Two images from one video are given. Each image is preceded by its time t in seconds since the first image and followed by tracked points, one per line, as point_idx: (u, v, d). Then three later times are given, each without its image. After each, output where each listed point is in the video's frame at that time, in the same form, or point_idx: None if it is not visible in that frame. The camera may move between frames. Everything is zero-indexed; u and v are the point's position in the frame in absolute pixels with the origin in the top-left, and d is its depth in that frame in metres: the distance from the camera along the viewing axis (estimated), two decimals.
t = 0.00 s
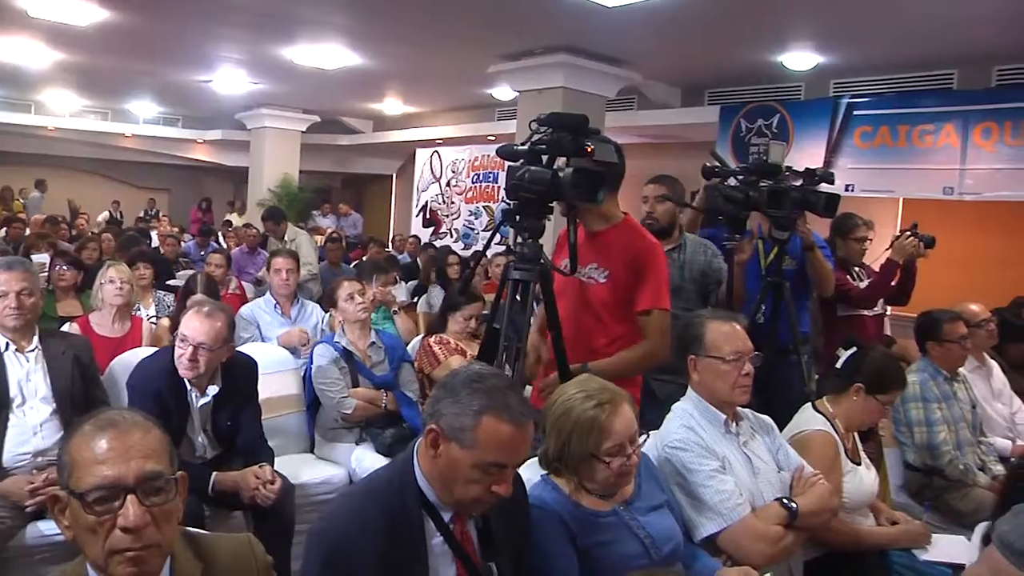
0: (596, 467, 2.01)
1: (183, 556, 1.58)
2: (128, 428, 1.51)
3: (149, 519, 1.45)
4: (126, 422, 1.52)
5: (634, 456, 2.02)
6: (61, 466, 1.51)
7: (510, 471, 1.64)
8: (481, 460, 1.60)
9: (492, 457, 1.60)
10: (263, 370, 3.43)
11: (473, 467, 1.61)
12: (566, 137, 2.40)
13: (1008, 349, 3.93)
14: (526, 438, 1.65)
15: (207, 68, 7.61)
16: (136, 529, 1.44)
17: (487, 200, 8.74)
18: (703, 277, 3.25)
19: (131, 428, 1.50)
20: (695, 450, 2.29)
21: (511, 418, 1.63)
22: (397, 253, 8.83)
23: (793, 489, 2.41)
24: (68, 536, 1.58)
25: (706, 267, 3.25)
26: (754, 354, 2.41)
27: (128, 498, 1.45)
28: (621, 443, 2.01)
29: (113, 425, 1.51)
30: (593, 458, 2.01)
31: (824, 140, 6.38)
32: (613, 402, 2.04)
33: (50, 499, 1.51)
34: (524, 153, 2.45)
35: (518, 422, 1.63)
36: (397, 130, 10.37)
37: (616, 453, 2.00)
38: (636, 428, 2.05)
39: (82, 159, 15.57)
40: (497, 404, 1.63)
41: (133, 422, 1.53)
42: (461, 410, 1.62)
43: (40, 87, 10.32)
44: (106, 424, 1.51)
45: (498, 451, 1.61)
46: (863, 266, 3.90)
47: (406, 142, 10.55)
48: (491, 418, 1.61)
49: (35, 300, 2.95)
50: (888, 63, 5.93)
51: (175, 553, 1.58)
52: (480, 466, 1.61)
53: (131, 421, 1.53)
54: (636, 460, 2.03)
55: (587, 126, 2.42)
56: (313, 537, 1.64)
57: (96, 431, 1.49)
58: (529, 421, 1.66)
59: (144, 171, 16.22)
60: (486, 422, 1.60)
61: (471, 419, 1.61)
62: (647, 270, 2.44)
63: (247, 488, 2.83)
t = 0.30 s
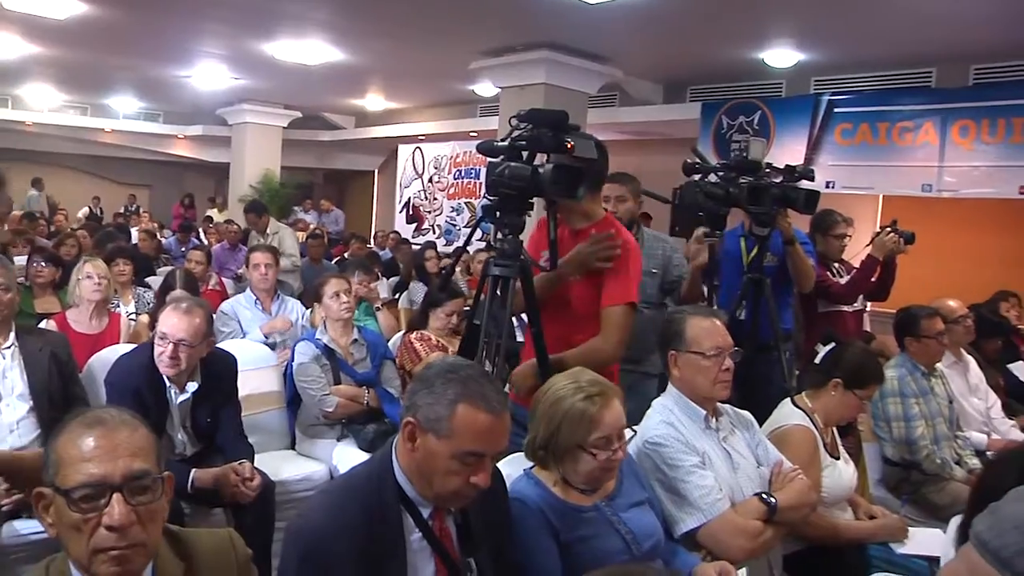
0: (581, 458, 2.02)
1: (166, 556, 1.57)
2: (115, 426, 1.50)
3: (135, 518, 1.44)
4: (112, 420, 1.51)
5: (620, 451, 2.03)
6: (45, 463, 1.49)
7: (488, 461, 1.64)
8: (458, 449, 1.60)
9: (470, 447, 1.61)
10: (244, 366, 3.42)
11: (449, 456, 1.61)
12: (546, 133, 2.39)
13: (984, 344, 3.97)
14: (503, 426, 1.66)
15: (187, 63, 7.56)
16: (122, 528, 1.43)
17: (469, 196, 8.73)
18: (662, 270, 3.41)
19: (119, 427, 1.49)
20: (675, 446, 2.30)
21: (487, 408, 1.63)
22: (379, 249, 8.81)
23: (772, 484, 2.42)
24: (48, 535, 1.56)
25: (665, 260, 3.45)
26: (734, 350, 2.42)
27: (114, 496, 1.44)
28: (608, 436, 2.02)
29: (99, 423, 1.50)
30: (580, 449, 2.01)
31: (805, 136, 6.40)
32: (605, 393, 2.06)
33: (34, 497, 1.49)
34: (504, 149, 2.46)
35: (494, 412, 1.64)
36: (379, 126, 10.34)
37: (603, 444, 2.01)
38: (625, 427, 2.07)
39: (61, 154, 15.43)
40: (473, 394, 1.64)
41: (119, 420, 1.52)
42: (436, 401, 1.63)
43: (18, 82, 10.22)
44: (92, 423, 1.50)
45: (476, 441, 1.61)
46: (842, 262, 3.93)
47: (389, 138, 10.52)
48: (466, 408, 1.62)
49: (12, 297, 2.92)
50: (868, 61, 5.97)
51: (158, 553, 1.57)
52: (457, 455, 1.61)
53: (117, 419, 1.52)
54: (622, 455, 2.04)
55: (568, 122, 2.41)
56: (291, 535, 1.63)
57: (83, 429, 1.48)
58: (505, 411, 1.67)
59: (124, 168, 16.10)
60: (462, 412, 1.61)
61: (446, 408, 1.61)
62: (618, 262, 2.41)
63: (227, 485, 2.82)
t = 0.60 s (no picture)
0: (566, 451, 2.02)
1: (143, 554, 1.55)
2: (91, 422, 1.49)
3: (111, 514, 1.43)
4: (89, 417, 1.50)
5: (604, 446, 2.04)
6: (20, 462, 1.48)
7: (462, 441, 1.65)
8: (429, 428, 1.62)
9: (442, 423, 1.62)
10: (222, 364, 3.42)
11: (422, 438, 1.62)
12: (525, 129, 2.41)
13: (961, 338, 4.01)
14: (473, 406, 1.69)
15: (166, 59, 7.49)
16: (98, 524, 1.42)
17: (451, 193, 8.73)
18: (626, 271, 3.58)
19: (95, 424, 1.48)
20: (655, 441, 2.31)
21: (453, 384, 1.67)
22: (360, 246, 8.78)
23: (752, 479, 2.43)
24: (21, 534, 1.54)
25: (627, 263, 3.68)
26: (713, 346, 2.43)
27: (90, 492, 1.43)
28: (595, 431, 2.03)
29: (76, 420, 1.49)
30: (566, 442, 2.01)
31: (785, 133, 6.44)
32: (593, 388, 2.08)
33: (8, 495, 1.47)
34: (483, 145, 2.47)
35: (458, 385, 1.67)
36: (360, 123, 10.31)
37: (589, 438, 2.02)
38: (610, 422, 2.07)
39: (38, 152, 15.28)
40: (437, 372, 1.68)
41: (96, 418, 1.51)
42: (404, 387, 1.66)
43: None
44: (68, 421, 1.49)
45: (447, 417, 1.63)
46: (823, 259, 3.95)
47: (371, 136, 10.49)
48: (432, 386, 1.65)
49: None
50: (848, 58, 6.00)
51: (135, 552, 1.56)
52: (431, 434, 1.62)
53: (93, 417, 1.51)
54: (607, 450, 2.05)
55: (547, 119, 2.42)
56: (268, 535, 1.62)
57: (60, 427, 1.47)
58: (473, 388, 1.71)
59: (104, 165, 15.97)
60: (428, 390, 1.64)
61: (412, 388, 1.65)
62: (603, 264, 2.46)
63: (207, 484, 2.78)
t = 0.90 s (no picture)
0: (546, 447, 2.02)
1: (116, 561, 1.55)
2: (60, 429, 1.48)
3: (82, 521, 1.42)
4: (58, 424, 1.49)
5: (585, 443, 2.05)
6: None
7: (420, 425, 1.67)
8: (385, 412, 1.64)
9: (398, 405, 1.65)
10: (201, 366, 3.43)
11: (381, 424, 1.64)
12: (501, 129, 2.42)
13: (935, 333, 4.04)
14: (427, 383, 1.71)
15: (143, 58, 7.43)
16: (68, 531, 1.41)
17: (430, 192, 8.73)
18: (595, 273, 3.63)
19: (64, 431, 1.47)
20: (632, 439, 2.32)
21: (406, 366, 1.71)
22: (340, 246, 8.76)
23: (729, 475, 2.45)
24: None
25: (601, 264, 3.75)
26: (689, 343, 2.44)
27: (60, 500, 1.42)
28: (575, 427, 2.04)
29: (45, 426, 1.48)
30: (546, 438, 2.02)
31: (763, 130, 6.48)
32: (575, 384, 2.09)
33: None
34: (460, 145, 2.47)
35: (411, 371, 1.70)
36: (338, 123, 10.28)
37: (571, 434, 2.03)
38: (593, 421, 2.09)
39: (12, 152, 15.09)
40: (389, 358, 1.72)
41: (65, 425, 1.50)
42: (357, 378, 1.70)
43: None
44: (37, 428, 1.48)
45: (402, 399, 1.66)
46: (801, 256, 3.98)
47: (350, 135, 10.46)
48: (387, 373, 1.68)
49: None
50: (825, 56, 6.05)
51: (108, 559, 1.55)
52: (388, 418, 1.64)
53: (62, 423, 1.50)
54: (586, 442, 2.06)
55: (522, 118, 2.44)
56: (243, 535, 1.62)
57: (29, 434, 1.46)
58: (421, 366, 1.73)
59: (79, 165, 15.80)
60: (380, 376, 1.68)
61: (365, 376, 1.69)
62: (596, 263, 2.51)
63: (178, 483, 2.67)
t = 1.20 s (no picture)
0: (524, 444, 2.03)
1: (89, 565, 1.55)
2: (31, 433, 1.47)
3: (54, 525, 1.42)
4: (29, 428, 1.47)
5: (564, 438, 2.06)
6: None
7: (379, 420, 1.66)
8: (343, 411, 1.64)
9: (357, 402, 1.65)
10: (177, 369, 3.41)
11: (340, 423, 1.64)
12: (476, 129, 2.43)
13: (909, 330, 4.07)
14: (378, 378, 1.69)
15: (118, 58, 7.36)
16: (40, 535, 1.40)
17: (410, 193, 8.71)
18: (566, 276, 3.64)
19: (35, 435, 1.46)
20: (608, 438, 2.33)
21: (363, 364, 1.70)
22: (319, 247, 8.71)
23: (705, 473, 2.45)
24: None
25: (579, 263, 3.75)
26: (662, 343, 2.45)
27: (31, 504, 1.40)
28: (553, 423, 2.05)
29: (16, 431, 1.46)
30: (525, 434, 2.03)
31: (739, 129, 6.51)
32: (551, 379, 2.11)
33: None
34: (435, 145, 2.46)
35: (370, 366, 1.69)
36: (316, 123, 10.24)
37: (550, 430, 2.04)
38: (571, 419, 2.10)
39: None
40: (346, 356, 1.71)
41: (35, 429, 1.48)
42: (312, 381, 1.71)
43: None
44: (7, 432, 1.45)
45: (360, 396, 1.65)
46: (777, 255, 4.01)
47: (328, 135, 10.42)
48: (344, 372, 1.68)
49: None
50: (800, 56, 6.10)
51: (81, 563, 1.54)
52: (346, 417, 1.64)
53: (32, 428, 1.48)
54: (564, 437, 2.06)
55: (496, 118, 2.45)
56: (215, 535, 1.63)
57: None
58: (380, 361, 1.72)
59: (52, 167, 15.62)
60: (338, 375, 1.67)
61: (323, 376, 1.69)
62: (577, 262, 2.54)
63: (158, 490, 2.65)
